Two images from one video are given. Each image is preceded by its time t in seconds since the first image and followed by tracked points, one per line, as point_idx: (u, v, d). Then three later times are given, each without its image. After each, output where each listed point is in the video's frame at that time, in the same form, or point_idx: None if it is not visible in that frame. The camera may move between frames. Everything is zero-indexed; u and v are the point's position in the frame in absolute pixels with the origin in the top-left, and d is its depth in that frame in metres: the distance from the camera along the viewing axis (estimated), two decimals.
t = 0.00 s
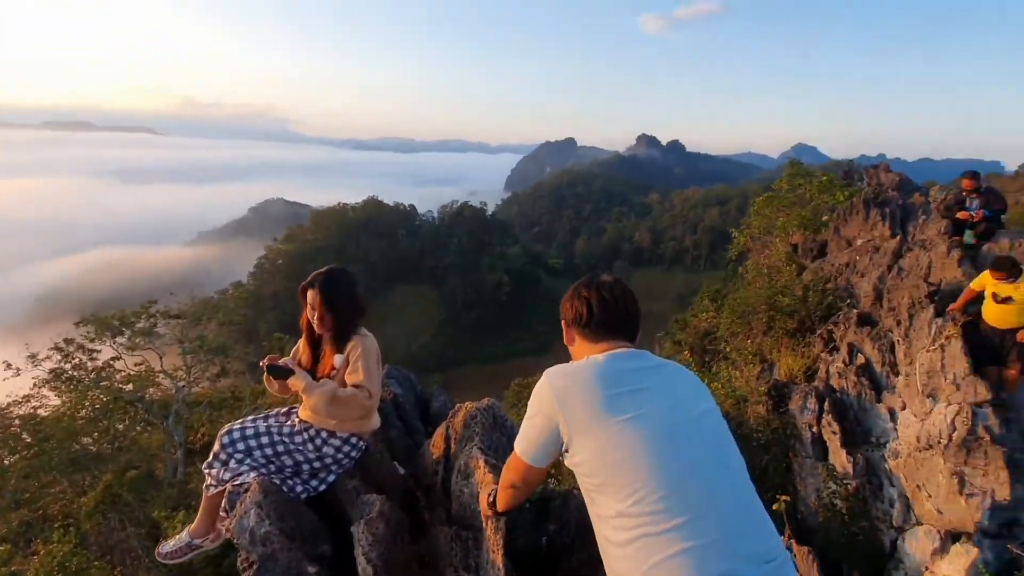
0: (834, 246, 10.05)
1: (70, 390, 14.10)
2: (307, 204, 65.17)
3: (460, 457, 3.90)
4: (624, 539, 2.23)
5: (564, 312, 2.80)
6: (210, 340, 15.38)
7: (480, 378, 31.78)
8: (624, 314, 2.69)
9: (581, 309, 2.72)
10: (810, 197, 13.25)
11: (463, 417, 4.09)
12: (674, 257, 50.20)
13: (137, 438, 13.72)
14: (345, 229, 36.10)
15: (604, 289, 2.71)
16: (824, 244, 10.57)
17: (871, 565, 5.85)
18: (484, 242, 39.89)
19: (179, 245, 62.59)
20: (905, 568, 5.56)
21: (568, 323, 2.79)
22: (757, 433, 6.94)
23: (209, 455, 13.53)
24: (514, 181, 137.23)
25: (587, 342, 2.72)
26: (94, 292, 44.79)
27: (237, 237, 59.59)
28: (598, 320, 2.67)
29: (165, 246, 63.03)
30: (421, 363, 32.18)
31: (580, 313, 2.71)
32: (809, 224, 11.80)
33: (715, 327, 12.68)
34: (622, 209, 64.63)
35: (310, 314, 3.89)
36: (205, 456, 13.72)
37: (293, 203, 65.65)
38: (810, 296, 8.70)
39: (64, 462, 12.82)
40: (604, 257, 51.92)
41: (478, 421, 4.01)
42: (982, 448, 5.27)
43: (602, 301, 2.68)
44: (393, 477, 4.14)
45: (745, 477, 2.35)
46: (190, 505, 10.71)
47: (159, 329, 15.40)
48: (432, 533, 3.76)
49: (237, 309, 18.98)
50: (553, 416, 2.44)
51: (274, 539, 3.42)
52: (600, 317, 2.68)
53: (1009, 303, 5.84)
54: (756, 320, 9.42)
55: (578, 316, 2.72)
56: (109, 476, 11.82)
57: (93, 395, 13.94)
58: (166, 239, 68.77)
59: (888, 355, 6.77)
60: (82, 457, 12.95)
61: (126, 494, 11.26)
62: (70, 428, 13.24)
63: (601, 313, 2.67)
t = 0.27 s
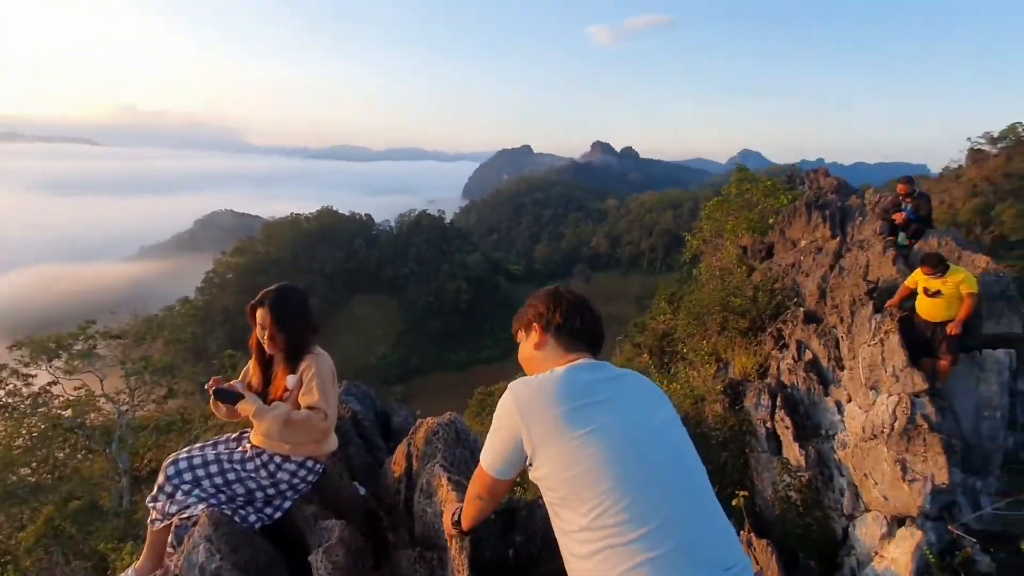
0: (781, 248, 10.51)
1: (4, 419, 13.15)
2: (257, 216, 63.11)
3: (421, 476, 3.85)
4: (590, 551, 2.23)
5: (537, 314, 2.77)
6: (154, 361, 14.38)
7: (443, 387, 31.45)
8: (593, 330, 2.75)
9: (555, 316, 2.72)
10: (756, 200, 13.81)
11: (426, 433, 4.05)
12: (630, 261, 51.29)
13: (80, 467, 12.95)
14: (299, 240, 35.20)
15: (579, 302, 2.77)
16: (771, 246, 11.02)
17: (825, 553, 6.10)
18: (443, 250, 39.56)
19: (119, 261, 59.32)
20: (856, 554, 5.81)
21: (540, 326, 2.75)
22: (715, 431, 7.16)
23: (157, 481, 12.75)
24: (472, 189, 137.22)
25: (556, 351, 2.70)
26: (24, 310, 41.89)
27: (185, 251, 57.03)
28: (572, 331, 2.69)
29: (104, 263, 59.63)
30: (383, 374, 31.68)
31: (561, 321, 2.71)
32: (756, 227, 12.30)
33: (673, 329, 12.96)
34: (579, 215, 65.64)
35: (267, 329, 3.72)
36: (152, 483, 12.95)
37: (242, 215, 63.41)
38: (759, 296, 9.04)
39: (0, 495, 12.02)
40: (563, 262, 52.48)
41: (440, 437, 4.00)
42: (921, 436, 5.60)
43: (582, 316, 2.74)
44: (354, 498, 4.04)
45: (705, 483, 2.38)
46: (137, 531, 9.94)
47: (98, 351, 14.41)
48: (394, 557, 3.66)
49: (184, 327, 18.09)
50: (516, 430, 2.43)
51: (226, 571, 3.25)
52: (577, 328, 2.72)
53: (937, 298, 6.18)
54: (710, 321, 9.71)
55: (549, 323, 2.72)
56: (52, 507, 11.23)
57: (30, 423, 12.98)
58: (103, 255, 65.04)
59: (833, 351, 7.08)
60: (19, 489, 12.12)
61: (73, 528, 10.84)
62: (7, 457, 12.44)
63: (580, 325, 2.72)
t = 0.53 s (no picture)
0: (742, 253, 10.83)
1: None
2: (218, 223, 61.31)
3: (390, 490, 3.84)
4: (561, 566, 2.23)
5: (500, 328, 2.76)
6: (108, 375, 13.51)
7: (413, 396, 31.10)
8: (557, 341, 2.74)
9: (517, 329, 2.71)
10: (718, 207, 14.19)
11: (395, 446, 4.06)
12: (599, 267, 51.94)
13: (28, 489, 12.27)
14: (262, 248, 34.40)
15: (539, 314, 2.75)
16: (733, 252, 11.34)
17: (789, 550, 6.25)
18: (412, 257, 39.17)
19: (69, 271, 56.66)
20: (819, 550, 5.99)
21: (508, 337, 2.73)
22: (683, 434, 7.30)
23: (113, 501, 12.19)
24: (440, 197, 136.54)
25: (520, 364, 2.69)
26: None
27: (140, 261, 54.77)
28: (536, 339, 2.68)
29: (53, 273, 56.90)
30: (351, 384, 31.10)
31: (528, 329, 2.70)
32: (718, 233, 12.64)
33: (640, 334, 13.14)
34: (547, 221, 66.17)
35: (224, 343, 3.59)
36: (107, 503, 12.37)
37: (202, 222, 61.48)
38: (723, 300, 9.28)
39: None
40: (533, 269, 52.74)
41: (408, 451, 4.01)
42: (878, 433, 5.83)
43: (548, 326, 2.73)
44: (320, 515, 3.97)
45: (674, 494, 2.39)
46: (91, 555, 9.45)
47: (48, 366, 13.66)
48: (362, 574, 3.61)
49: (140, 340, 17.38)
50: (483, 446, 2.43)
51: None
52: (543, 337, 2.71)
53: (888, 300, 6.45)
54: (677, 325, 9.90)
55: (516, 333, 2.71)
56: None
57: None
58: (52, 265, 62.05)
59: (793, 353, 7.31)
60: None
61: (21, 554, 10.23)
62: None
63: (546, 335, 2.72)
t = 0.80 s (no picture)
0: (718, 258, 11.01)
1: None
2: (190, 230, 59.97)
3: (368, 502, 3.80)
4: None
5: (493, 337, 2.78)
6: (74, 386, 13.02)
7: (392, 404, 30.74)
8: (542, 346, 2.71)
9: (490, 342, 2.75)
10: (694, 213, 14.42)
11: (373, 457, 4.02)
12: (578, 272, 52.24)
13: None
14: (235, 254, 33.72)
15: (513, 322, 2.72)
16: (708, 257, 11.52)
17: (766, 551, 6.37)
18: (390, 263, 38.80)
19: (32, 279, 54.66)
20: (795, 551, 6.10)
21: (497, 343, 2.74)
22: (662, 438, 7.37)
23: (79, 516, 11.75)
24: (419, 203, 135.86)
25: (504, 371, 2.71)
26: None
27: (107, 268, 53.07)
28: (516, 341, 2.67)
29: (15, 281, 54.83)
30: (328, 393, 30.60)
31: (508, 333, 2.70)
32: (694, 238, 12.83)
33: (619, 339, 13.24)
34: (526, 227, 66.35)
35: (196, 354, 3.50)
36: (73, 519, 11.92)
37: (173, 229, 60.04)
38: (699, 305, 9.42)
39: None
40: (512, 274, 52.83)
41: (387, 461, 3.99)
42: (849, 434, 5.94)
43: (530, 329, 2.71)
44: (296, 528, 3.89)
45: (651, 505, 2.37)
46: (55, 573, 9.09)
47: (10, 378, 13.16)
48: None
49: (107, 349, 16.85)
50: (459, 453, 2.41)
51: None
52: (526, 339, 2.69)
53: (857, 303, 6.59)
54: (655, 330, 9.99)
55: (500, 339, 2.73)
56: None
57: None
58: (14, 274, 59.76)
59: (768, 356, 7.45)
60: None
61: None
62: None
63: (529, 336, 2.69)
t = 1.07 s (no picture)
0: (695, 266, 11.18)
1: None
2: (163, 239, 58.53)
3: (346, 518, 3.75)
4: None
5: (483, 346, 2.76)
6: (41, 401, 12.54)
7: (372, 415, 30.34)
8: (535, 355, 2.69)
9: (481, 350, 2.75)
10: (672, 221, 14.62)
11: (352, 473, 3.96)
12: (558, 280, 52.46)
13: None
14: (209, 265, 33.00)
15: (503, 331, 2.72)
16: (686, 264, 11.68)
17: (747, 555, 6.43)
18: (369, 272, 38.38)
19: None
20: (775, 554, 6.17)
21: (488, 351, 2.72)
22: (643, 445, 7.42)
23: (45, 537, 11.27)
24: (398, 212, 135.07)
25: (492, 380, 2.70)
26: None
27: (74, 280, 51.35)
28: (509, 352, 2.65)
29: None
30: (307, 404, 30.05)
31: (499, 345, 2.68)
32: (672, 246, 12.99)
33: (600, 347, 13.30)
34: (506, 235, 66.43)
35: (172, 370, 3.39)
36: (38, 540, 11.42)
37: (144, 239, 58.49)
38: (678, 312, 9.53)
39: None
40: (492, 282, 52.79)
41: (366, 476, 3.94)
42: (826, 437, 6.05)
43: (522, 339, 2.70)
44: (273, 547, 3.81)
45: (631, 520, 2.35)
46: None
47: None
48: None
49: (75, 364, 16.26)
50: (440, 463, 2.39)
51: None
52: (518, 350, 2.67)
53: (832, 309, 6.62)
54: (635, 337, 10.08)
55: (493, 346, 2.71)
56: None
57: None
58: None
59: (745, 362, 7.55)
60: None
61: None
62: None
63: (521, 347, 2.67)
